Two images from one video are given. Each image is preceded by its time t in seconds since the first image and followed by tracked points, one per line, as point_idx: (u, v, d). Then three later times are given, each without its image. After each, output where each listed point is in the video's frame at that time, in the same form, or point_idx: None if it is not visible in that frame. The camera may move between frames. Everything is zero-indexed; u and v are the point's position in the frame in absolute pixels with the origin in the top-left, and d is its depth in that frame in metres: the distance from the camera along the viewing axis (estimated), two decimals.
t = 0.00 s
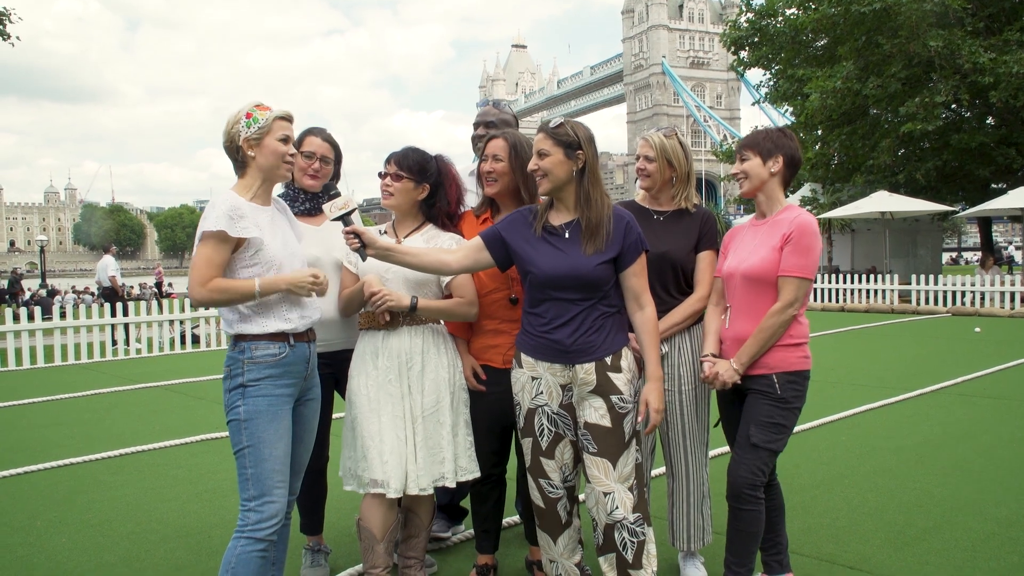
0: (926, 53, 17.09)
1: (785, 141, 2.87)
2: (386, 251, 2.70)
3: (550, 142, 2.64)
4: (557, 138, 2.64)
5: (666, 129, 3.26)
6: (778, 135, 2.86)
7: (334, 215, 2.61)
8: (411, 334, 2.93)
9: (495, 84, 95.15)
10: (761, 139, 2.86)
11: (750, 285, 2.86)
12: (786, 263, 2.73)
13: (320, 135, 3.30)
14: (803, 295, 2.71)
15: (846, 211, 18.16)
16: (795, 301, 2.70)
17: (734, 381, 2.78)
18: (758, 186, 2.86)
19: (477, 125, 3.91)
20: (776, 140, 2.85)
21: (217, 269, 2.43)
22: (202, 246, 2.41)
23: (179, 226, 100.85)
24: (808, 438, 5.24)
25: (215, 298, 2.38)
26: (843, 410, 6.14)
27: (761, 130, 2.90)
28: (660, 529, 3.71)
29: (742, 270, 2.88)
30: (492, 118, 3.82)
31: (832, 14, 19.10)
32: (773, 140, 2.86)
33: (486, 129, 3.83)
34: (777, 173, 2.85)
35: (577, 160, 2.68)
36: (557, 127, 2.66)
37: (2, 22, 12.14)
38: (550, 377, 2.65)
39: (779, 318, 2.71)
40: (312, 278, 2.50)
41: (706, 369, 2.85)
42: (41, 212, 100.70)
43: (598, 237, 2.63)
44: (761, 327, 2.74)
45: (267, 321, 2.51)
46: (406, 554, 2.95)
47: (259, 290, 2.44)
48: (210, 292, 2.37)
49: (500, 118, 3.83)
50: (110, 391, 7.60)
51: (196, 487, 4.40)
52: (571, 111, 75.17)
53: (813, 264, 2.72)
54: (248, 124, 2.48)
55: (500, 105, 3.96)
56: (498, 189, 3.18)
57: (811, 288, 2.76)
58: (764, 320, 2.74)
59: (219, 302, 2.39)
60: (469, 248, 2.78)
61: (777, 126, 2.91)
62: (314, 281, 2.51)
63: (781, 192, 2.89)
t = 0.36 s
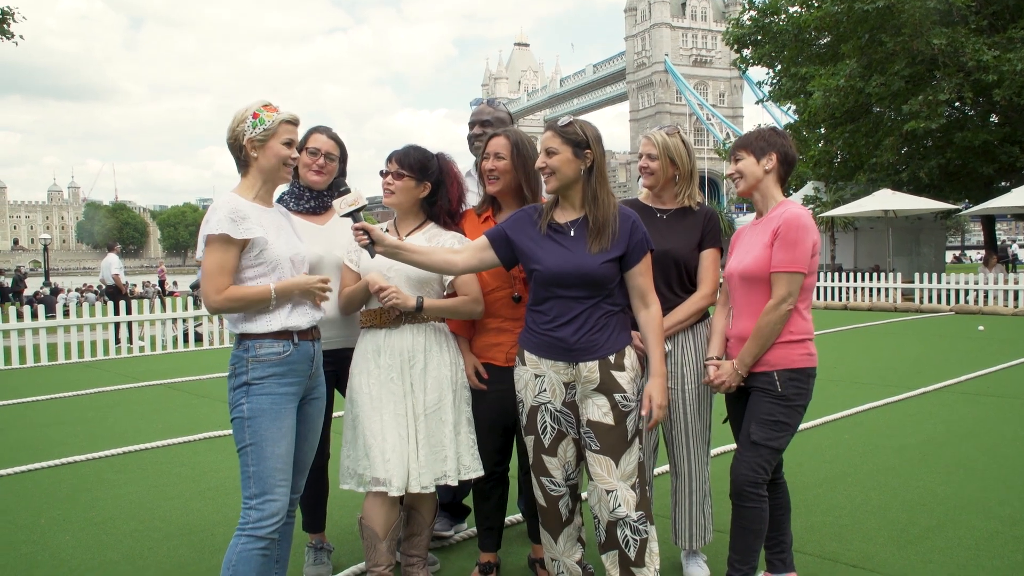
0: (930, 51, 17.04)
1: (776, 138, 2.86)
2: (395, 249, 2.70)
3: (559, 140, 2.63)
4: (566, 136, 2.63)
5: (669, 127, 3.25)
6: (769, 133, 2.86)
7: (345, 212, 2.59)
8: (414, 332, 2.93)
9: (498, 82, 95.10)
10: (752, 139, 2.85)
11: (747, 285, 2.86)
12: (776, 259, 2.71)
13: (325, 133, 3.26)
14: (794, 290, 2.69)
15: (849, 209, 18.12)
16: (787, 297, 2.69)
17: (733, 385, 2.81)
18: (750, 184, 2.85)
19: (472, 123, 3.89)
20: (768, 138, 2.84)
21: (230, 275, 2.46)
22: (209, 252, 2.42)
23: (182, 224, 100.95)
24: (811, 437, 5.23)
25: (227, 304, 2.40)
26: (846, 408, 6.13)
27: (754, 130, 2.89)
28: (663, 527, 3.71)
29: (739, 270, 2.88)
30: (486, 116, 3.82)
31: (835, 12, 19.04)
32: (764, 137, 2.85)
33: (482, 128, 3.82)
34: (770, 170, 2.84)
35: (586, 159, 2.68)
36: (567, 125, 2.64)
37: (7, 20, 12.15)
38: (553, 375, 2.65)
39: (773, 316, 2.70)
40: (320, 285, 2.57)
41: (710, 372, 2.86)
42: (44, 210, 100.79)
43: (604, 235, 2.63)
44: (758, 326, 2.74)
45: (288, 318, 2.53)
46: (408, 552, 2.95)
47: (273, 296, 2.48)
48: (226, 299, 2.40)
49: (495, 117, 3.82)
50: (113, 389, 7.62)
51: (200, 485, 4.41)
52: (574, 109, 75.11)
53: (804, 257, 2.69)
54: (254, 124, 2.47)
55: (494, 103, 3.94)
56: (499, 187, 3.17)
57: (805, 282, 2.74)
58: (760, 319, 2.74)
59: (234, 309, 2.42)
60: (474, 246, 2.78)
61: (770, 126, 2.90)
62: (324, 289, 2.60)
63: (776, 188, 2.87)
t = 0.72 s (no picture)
0: (931, 49, 17.03)
1: (782, 137, 2.85)
2: (437, 231, 2.58)
3: (572, 136, 2.62)
4: (580, 134, 2.62)
5: (671, 125, 3.24)
6: (774, 132, 2.85)
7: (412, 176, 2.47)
8: (418, 330, 2.93)
9: (498, 81, 95.09)
10: (758, 138, 2.84)
11: (753, 284, 2.85)
12: (785, 260, 2.71)
13: (327, 131, 3.27)
14: (803, 292, 2.69)
15: (850, 208, 18.10)
16: (795, 299, 2.69)
17: (735, 382, 2.81)
18: (759, 183, 2.85)
19: (476, 123, 3.90)
20: (774, 137, 2.84)
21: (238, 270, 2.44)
22: (216, 248, 2.40)
23: (182, 223, 100.94)
24: (812, 435, 5.23)
25: (239, 301, 2.38)
26: (847, 407, 6.13)
27: (756, 129, 2.87)
28: (663, 526, 3.71)
29: (744, 269, 2.87)
30: (490, 114, 3.83)
31: (836, 11, 19.02)
32: (770, 136, 2.84)
33: (486, 127, 3.83)
34: (778, 171, 2.84)
35: (597, 160, 2.69)
36: (582, 124, 2.63)
37: (7, 19, 12.14)
38: (553, 372, 2.65)
39: (780, 317, 2.70)
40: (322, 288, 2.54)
41: (710, 370, 2.86)
42: (45, 209, 100.84)
43: (606, 232, 2.63)
44: (763, 326, 2.74)
45: (290, 317, 2.53)
46: (409, 551, 2.96)
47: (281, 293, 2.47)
48: (237, 293, 2.37)
49: (499, 116, 3.83)
50: (114, 388, 7.62)
51: (200, 484, 4.41)
52: (575, 108, 75.08)
53: (813, 260, 2.69)
54: (255, 123, 2.46)
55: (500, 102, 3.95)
56: (501, 186, 3.17)
57: (812, 285, 2.74)
58: (766, 319, 2.73)
59: (246, 306, 2.40)
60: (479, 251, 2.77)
61: (775, 124, 2.88)
62: (326, 290, 2.58)
63: (782, 188, 2.88)
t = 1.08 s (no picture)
0: (931, 49, 17.04)
1: (783, 136, 2.85)
2: (469, 268, 2.69)
3: (553, 143, 2.66)
4: (561, 140, 2.65)
5: (670, 125, 3.24)
6: (776, 130, 2.84)
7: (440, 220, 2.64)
8: (423, 329, 2.93)
9: (498, 81, 95.14)
10: (761, 137, 2.83)
11: (755, 285, 2.85)
12: (793, 263, 2.71)
13: (322, 130, 3.30)
14: (808, 295, 2.70)
15: (850, 208, 18.09)
16: (802, 303, 2.69)
17: (737, 383, 2.80)
18: (762, 185, 2.85)
19: (485, 124, 3.90)
20: (777, 135, 2.83)
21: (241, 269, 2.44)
22: (219, 247, 2.41)
23: (182, 223, 100.92)
24: (812, 435, 5.23)
25: (242, 301, 2.39)
26: (847, 407, 6.13)
27: (758, 127, 2.87)
28: (664, 526, 3.70)
29: (747, 269, 2.86)
30: (499, 116, 3.83)
31: (836, 11, 19.02)
32: (772, 135, 2.84)
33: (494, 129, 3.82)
34: (780, 171, 2.84)
35: (580, 160, 2.68)
36: (562, 127, 2.66)
37: (6, 18, 12.14)
38: (547, 372, 2.67)
39: (787, 320, 2.71)
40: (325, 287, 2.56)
41: (711, 371, 2.85)
42: (44, 209, 100.81)
43: (602, 234, 2.63)
44: (767, 328, 2.74)
45: (291, 317, 2.53)
46: (409, 550, 2.97)
47: (282, 296, 2.47)
48: (239, 294, 2.38)
49: (507, 118, 3.82)
50: (114, 388, 7.62)
51: (200, 484, 4.41)
52: (575, 108, 75.08)
53: (819, 264, 2.70)
54: (268, 122, 2.46)
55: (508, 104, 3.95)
56: (500, 186, 3.16)
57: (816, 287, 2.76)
58: (771, 322, 2.73)
59: (246, 307, 2.40)
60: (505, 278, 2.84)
61: (776, 122, 2.88)
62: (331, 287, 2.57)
63: (784, 188, 2.89)
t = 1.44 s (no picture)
0: (931, 49, 17.03)
1: (781, 135, 2.84)
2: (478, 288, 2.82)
3: (550, 143, 2.65)
4: (556, 140, 2.63)
5: (671, 125, 3.24)
6: (774, 129, 2.84)
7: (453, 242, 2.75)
8: (427, 329, 2.95)
9: (498, 81, 95.15)
10: (759, 137, 2.82)
11: (746, 284, 2.85)
12: (778, 263, 2.71)
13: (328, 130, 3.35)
14: (794, 295, 2.69)
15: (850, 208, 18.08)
16: (785, 303, 2.69)
17: (722, 381, 2.81)
18: (757, 184, 2.85)
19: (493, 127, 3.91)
20: (774, 135, 2.82)
21: (238, 270, 2.43)
22: (220, 246, 2.40)
23: (182, 223, 100.88)
24: (812, 435, 5.23)
25: (238, 304, 2.38)
26: (847, 407, 6.13)
27: (756, 127, 2.86)
28: (663, 526, 3.70)
29: (738, 268, 2.87)
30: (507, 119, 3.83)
31: (837, 11, 19.02)
32: (769, 135, 2.83)
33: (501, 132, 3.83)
34: (777, 170, 2.84)
35: (576, 161, 2.68)
36: (557, 127, 2.66)
37: (6, 18, 12.14)
38: (548, 371, 2.68)
39: (770, 319, 2.71)
40: (323, 288, 2.59)
41: (698, 368, 2.87)
42: (44, 209, 100.77)
43: (601, 234, 2.63)
44: (751, 327, 2.74)
45: (289, 319, 2.54)
46: (411, 549, 2.98)
47: (282, 298, 2.48)
48: (235, 295, 2.37)
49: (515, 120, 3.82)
50: (113, 388, 7.62)
51: (200, 484, 4.41)
52: (575, 108, 75.09)
53: (806, 264, 2.69)
54: (294, 126, 2.48)
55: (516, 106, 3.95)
56: (502, 188, 3.15)
57: (805, 287, 2.74)
58: (755, 321, 2.74)
59: (242, 308, 2.40)
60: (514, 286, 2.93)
61: (773, 121, 2.87)
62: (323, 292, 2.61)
63: (781, 189, 2.87)
